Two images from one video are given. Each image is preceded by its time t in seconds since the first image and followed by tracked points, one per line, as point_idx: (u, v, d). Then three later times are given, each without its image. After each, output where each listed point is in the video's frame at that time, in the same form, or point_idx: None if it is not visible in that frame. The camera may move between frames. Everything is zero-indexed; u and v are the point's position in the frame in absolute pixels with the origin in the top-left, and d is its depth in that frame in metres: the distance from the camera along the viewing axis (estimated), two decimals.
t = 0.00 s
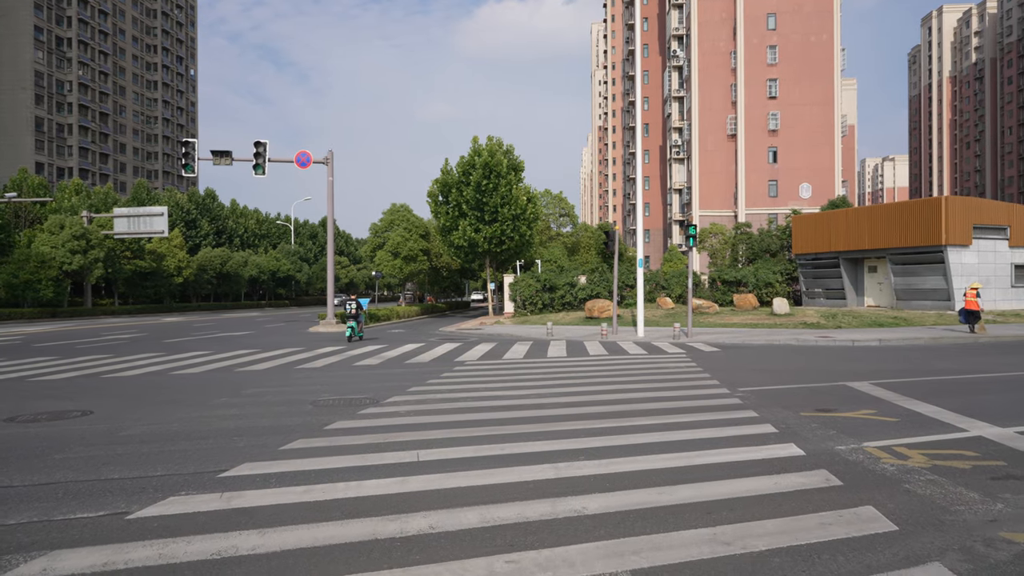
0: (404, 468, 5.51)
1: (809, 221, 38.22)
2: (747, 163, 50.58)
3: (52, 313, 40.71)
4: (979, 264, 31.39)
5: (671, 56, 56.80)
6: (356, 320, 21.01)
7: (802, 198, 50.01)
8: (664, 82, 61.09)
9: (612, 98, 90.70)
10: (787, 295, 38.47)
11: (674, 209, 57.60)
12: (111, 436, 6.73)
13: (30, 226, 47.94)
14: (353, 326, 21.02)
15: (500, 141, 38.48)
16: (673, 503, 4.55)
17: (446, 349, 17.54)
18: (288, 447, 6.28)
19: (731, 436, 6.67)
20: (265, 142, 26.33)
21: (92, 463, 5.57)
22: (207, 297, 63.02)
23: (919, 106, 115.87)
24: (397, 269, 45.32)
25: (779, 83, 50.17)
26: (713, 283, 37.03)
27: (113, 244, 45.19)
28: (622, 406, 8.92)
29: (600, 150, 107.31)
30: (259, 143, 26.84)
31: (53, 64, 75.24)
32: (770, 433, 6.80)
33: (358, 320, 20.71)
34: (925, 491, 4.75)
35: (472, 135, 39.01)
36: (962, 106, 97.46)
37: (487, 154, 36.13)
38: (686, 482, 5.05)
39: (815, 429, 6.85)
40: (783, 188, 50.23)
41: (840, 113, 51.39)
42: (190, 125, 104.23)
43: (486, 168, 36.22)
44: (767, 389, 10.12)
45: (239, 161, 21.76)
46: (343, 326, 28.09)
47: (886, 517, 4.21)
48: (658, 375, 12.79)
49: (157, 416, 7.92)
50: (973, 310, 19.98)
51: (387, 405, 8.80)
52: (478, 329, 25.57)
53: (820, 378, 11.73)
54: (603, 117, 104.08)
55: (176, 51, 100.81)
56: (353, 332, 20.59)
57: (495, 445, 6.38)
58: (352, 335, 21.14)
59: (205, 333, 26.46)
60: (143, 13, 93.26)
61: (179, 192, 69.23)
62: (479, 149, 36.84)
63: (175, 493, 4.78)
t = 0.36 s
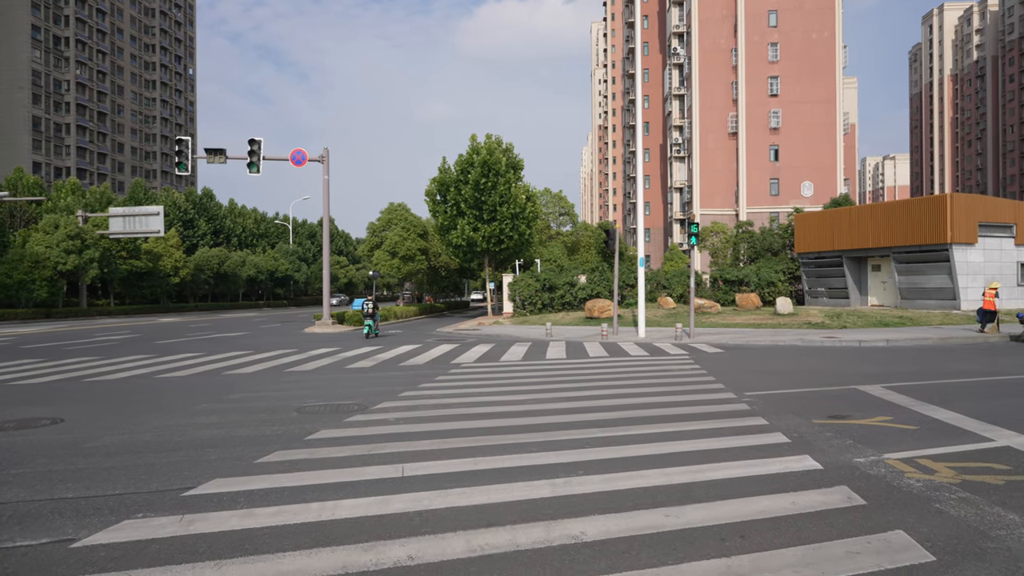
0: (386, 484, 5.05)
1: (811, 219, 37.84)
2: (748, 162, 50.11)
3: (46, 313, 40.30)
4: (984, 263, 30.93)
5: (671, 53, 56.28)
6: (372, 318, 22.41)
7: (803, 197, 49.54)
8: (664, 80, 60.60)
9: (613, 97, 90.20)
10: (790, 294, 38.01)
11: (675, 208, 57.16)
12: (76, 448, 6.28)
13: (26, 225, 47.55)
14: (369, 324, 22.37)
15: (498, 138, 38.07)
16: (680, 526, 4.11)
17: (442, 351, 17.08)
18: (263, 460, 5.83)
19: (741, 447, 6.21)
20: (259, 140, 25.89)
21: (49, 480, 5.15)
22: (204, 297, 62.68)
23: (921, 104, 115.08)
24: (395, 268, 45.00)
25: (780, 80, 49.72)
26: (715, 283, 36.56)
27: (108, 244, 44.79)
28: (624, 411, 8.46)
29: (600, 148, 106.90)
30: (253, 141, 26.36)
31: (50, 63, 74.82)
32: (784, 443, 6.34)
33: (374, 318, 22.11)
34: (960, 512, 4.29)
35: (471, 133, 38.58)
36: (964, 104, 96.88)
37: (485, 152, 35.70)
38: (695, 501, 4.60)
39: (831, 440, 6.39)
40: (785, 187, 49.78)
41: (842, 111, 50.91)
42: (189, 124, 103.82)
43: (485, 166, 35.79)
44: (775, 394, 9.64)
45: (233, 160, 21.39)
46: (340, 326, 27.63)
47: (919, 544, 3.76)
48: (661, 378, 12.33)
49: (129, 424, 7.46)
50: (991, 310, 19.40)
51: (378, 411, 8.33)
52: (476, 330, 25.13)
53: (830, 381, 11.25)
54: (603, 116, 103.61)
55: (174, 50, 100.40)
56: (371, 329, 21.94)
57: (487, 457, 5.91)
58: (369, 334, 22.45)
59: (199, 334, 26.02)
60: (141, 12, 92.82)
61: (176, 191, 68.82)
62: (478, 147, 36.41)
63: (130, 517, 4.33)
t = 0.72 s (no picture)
0: (361, 506, 4.59)
1: (814, 218, 37.42)
2: (750, 160, 49.64)
3: (41, 313, 39.85)
4: (991, 262, 30.44)
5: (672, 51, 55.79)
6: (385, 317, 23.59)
7: (806, 196, 49.05)
8: (665, 78, 60.13)
9: (613, 96, 89.68)
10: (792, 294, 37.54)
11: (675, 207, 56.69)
12: (35, 461, 5.85)
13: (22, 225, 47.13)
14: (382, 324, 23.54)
15: (497, 136, 37.62)
16: (684, 558, 3.66)
17: (437, 353, 16.60)
18: (235, 476, 5.39)
19: (751, 462, 5.73)
20: (253, 137, 25.46)
21: None
22: (202, 297, 62.32)
23: (923, 102, 114.47)
24: (393, 268, 44.64)
25: (782, 78, 49.23)
26: (716, 282, 36.08)
27: (104, 244, 44.32)
28: (624, 419, 7.97)
29: (600, 148, 106.43)
30: (247, 139, 25.93)
31: (48, 63, 74.43)
32: (797, 456, 5.90)
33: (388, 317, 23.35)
34: (999, 543, 3.83)
35: (469, 131, 38.12)
36: (966, 103, 96.39)
37: (483, 151, 35.25)
38: (700, 526, 4.14)
39: (848, 453, 5.93)
40: (787, 186, 49.30)
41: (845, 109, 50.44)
42: (188, 124, 103.37)
43: (483, 164, 35.34)
44: (783, 400, 9.15)
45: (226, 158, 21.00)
46: (334, 326, 27.18)
47: None
48: (663, 380, 11.88)
49: (94, 433, 6.98)
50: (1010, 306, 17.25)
51: (363, 420, 7.85)
52: (474, 331, 24.68)
53: (840, 385, 10.76)
54: (603, 116, 103.12)
55: (173, 49, 99.98)
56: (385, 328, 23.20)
57: (476, 471, 5.46)
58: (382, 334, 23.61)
59: (192, 335, 25.58)
60: (139, 11, 92.43)
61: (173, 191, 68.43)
62: (476, 145, 35.96)
63: (71, 546, 3.88)
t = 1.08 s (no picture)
0: (340, 522, 4.13)
1: (821, 217, 36.93)
2: (755, 159, 49.08)
3: (41, 313, 39.54)
4: (1002, 262, 29.88)
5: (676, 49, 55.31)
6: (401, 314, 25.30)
7: (812, 195, 48.48)
8: (669, 76, 59.62)
9: (617, 95, 89.15)
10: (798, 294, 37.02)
11: (680, 206, 56.14)
12: None
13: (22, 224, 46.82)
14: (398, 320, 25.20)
15: (500, 135, 37.18)
16: None
17: (435, 353, 16.16)
18: (208, 486, 4.95)
19: (768, 472, 5.26)
20: (251, 134, 25.09)
21: None
22: (203, 297, 62.00)
23: (928, 101, 113.67)
24: (394, 268, 44.23)
25: (788, 76, 48.67)
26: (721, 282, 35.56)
27: (104, 243, 43.97)
28: (628, 422, 7.49)
29: (604, 148, 105.90)
30: (245, 136, 25.57)
31: (51, 62, 74.22)
32: (820, 465, 5.44)
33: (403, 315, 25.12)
34: None
35: (471, 128, 37.69)
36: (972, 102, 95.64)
37: (486, 149, 34.82)
38: (721, 548, 3.68)
39: (875, 462, 5.47)
40: (793, 185, 48.74)
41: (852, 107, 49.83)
42: (191, 124, 103.16)
43: (485, 162, 34.91)
44: (797, 402, 8.67)
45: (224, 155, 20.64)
46: (333, 326, 26.76)
47: None
48: (670, 382, 11.40)
49: (63, 439, 6.53)
50: None
51: (353, 424, 7.39)
52: (475, 330, 24.27)
53: (856, 387, 10.26)
54: (607, 116, 102.52)
55: (176, 49, 99.79)
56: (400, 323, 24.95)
57: (471, 482, 5.00)
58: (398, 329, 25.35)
59: (189, 334, 25.15)
60: (143, 11, 92.34)
61: (174, 190, 68.14)
62: (478, 143, 35.52)
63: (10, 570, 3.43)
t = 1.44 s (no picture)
0: (308, 554, 3.69)
1: (826, 216, 36.43)
2: (758, 158, 48.60)
3: (38, 313, 39.17)
4: (1011, 262, 29.33)
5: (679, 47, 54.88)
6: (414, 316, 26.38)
7: (816, 194, 47.97)
8: (672, 75, 59.20)
9: (619, 95, 88.71)
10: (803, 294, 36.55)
11: (682, 205, 55.64)
12: None
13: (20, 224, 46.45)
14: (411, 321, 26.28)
15: (501, 133, 36.73)
16: None
17: (432, 356, 15.72)
18: (174, 507, 4.51)
19: (784, 491, 4.82)
20: (248, 132, 24.73)
21: None
22: (202, 297, 61.68)
23: (932, 100, 113.09)
24: (394, 268, 43.83)
25: (792, 74, 48.19)
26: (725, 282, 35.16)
27: (102, 243, 43.59)
28: (628, 431, 7.07)
29: (606, 147, 105.38)
30: (242, 134, 25.17)
31: (52, 62, 73.97)
32: (841, 484, 4.99)
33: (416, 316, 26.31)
34: None
35: (472, 127, 37.27)
36: (977, 101, 95.03)
37: (486, 147, 34.39)
38: None
39: (903, 482, 5.01)
40: (797, 184, 48.22)
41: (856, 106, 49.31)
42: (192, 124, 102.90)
43: (486, 161, 34.50)
44: (809, 411, 8.19)
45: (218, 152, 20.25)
46: (331, 327, 26.33)
47: None
48: (675, 387, 10.94)
49: (27, 452, 6.10)
50: None
51: (338, 434, 6.94)
52: (475, 332, 23.85)
53: (871, 393, 9.80)
54: (609, 115, 102.03)
55: (177, 49, 99.59)
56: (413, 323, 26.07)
57: (460, 503, 4.55)
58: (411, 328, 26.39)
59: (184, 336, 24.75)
60: (144, 11, 92.16)
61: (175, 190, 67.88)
62: (479, 142, 35.09)
63: None
